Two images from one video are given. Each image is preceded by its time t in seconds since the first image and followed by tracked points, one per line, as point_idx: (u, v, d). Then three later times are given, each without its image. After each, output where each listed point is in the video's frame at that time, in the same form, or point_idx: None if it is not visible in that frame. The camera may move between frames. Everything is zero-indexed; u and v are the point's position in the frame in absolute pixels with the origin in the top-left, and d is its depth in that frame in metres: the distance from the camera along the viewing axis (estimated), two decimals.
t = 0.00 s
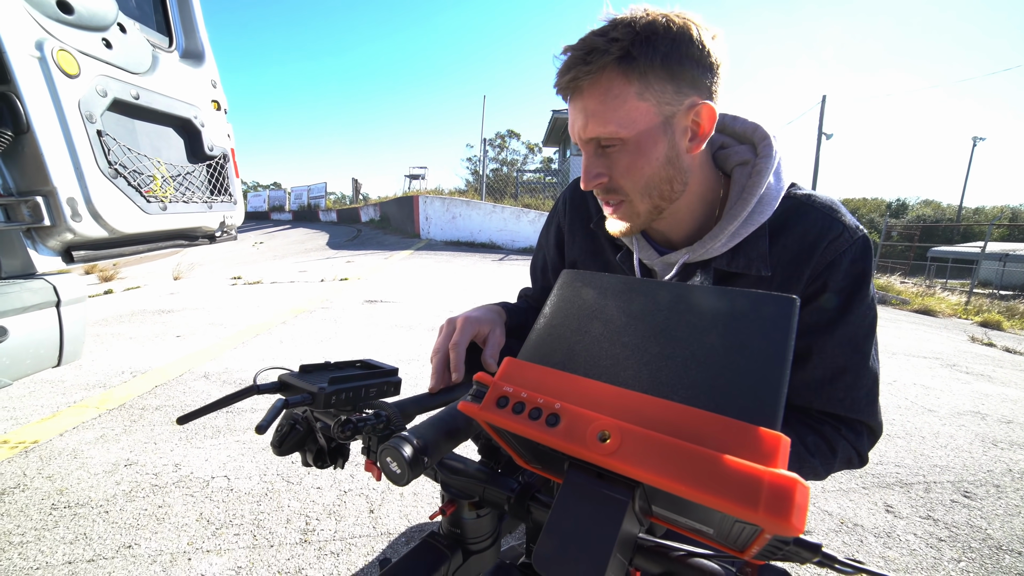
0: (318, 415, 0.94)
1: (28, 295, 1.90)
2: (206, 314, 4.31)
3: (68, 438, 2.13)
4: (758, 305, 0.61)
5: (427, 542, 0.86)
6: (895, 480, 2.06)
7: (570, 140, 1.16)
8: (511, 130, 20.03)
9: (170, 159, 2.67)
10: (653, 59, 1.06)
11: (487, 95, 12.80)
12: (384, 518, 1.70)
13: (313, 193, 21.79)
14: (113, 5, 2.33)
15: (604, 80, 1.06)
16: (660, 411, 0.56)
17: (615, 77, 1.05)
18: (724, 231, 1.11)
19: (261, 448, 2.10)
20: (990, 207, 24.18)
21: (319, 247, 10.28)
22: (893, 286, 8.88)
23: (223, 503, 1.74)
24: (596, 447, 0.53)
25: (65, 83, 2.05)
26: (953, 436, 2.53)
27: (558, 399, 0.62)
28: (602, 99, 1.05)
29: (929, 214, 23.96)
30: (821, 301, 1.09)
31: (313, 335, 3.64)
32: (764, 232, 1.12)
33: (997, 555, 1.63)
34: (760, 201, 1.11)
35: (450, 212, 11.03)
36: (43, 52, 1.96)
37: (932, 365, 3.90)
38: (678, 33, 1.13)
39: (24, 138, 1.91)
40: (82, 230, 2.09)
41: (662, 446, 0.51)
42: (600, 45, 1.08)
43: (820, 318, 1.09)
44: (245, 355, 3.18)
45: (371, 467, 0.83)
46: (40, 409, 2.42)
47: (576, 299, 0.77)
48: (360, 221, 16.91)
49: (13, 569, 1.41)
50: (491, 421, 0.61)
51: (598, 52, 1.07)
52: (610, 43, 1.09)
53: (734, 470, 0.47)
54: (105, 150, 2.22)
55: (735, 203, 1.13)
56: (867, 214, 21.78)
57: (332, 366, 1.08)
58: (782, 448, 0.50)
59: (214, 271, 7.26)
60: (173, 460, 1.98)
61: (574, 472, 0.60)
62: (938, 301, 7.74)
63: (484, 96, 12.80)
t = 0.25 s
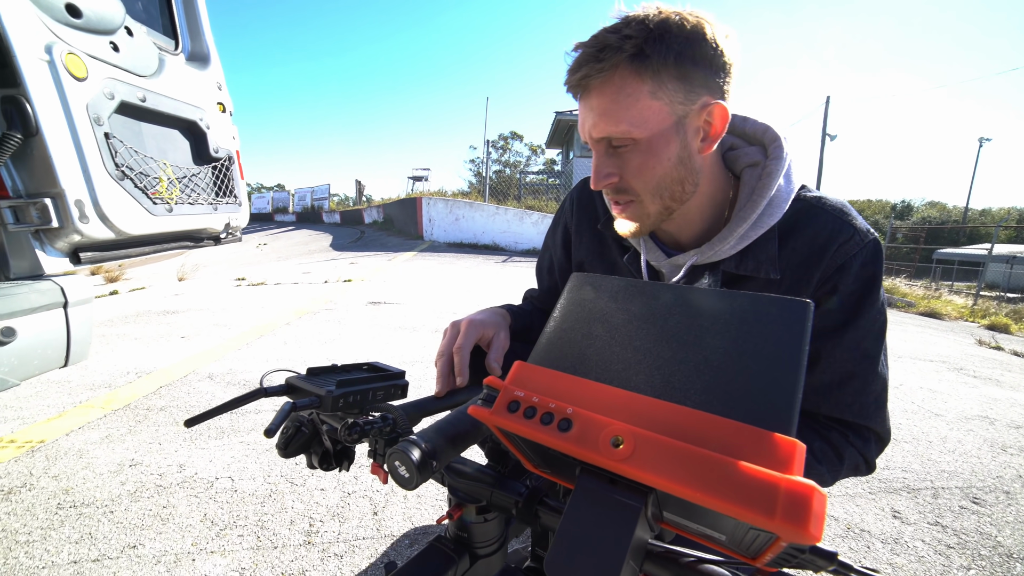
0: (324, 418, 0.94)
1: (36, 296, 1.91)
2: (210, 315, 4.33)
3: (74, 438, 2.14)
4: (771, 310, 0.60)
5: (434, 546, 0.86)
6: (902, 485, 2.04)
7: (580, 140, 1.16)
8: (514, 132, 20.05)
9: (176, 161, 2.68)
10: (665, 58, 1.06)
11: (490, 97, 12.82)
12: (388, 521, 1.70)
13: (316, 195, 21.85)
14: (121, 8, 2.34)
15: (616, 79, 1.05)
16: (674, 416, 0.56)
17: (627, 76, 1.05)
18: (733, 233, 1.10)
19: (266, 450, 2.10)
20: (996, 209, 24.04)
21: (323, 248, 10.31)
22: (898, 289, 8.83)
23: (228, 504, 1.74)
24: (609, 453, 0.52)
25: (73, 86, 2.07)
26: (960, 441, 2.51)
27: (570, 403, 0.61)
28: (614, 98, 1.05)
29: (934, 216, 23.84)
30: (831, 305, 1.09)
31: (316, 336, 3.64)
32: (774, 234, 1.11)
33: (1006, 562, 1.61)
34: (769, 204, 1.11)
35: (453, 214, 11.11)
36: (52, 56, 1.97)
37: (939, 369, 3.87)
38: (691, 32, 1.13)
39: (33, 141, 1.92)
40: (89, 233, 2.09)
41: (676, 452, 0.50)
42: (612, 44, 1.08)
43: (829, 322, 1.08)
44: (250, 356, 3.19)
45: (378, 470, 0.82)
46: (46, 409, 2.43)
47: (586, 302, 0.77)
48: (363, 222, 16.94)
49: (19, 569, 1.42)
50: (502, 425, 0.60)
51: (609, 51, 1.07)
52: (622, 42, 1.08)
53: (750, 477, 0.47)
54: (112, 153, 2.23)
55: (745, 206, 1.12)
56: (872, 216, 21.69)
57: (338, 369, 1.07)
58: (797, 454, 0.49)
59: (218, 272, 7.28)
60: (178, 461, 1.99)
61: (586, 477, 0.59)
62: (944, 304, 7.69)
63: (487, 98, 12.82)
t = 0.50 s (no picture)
0: (324, 417, 0.95)
1: (38, 293, 1.92)
2: (210, 314, 4.33)
3: (73, 435, 2.14)
4: (770, 314, 0.61)
5: (432, 544, 0.86)
6: (899, 490, 2.05)
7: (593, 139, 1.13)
8: (515, 134, 20.10)
9: (179, 159, 2.69)
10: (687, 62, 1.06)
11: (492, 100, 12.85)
12: (386, 521, 1.70)
13: (317, 195, 21.88)
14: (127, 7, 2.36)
15: (639, 79, 1.03)
16: (671, 417, 0.56)
17: (651, 76, 1.03)
18: (734, 239, 1.11)
19: (264, 449, 2.11)
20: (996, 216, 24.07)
21: (323, 249, 10.32)
22: (897, 294, 8.85)
23: (226, 503, 1.74)
24: (607, 452, 0.53)
25: (79, 84, 2.08)
26: (958, 447, 2.52)
27: (569, 404, 0.62)
28: (637, 98, 1.03)
29: (933, 222, 23.88)
30: (831, 312, 1.10)
31: (316, 336, 3.64)
32: (775, 242, 1.12)
33: (1003, 568, 1.61)
34: (772, 210, 1.11)
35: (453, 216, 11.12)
36: (58, 53, 1.99)
37: (937, 375, 3.88)
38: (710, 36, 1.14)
39: (39, 138, 1.93)
40: (92, 229, 2.10)
41: (673, 452, 0.51)
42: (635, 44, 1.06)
43: (831, 330, 1.10)
44: (249, 355, 3.19)
45: (377, 469, 0.82)
46: (46, 406, 2.44)
47: (587, 304, 0.77)
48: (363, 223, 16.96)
49: (18, 565, 1.42)
50: (502, 424, 0.61)
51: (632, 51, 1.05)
52: (644, 41, 1.07)
53: (746, 477, 0.48)
54: (116, 150, 2.25)
55: (748, 212, 1.13)
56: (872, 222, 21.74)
57: (340, 368, 1.08)
58: (792, 455, 0.50)
59: (218, 271, 7.28)
60: (177, 459, 1.99)
61: (584, 477, 0.60)
62: (943, 310, 7.70)
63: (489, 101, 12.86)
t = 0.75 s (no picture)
0: (331, 419, 0.96)
1: (49, 298, 1.94)
2: (215, 318, 4.36)
3: (82, 439, 2.16)
4: (769, 312, 0.62)
5: (439, 545, 0.87)
6: (905, 490, 2.04)
7: (625, 144, 1.05)
8: (517, 136, 20.13)
9: (185, 164, 2.71)
10: (731, 71, 1.02)
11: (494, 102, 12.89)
12: (392, 523, 1.71)
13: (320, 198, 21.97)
14: (135, 15, 2.39)
15: (689, 87, 0.98)
16: (675, 416, 0.57)
17: (699, 85, 0.98)
18: (738, 235, 1.11)
19: (270, 452, 2.12)
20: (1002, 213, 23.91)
21: (327, 252, 10.36)
22: (902, 293, 8.80)
23: (233, 506, 1.75)
24: (611, 451, 0.54)
25: (88, 91, 2.11)
26: (965, 446, 2.51)
27: (574, 404, 0.63)
28: (687, 107, 0.97)
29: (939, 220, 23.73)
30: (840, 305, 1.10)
31: (321, 339, 3.66)
32: (778, 236, 1.14)
33: (1011, 568, 1.61)
34: (773, 207, 1.13)
35: (456, 218, 11.14)
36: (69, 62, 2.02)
37: (943, 374, 3.86)
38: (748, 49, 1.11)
39: (49, 146, 1.96)
40: (101, 235, 2.13)
41: (676, 450, 0.52)
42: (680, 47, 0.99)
43: (847, 326, 1.08)
44: (254, 359, 3.21)
45: (384, 470, 0.84)
46: (54, 410, 2.46)
47: (590, 305, 0.78)
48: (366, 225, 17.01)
49: (29, 568, 1.44)
50: (507, 425, 0.62)
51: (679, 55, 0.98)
52: (700, 46, 1.00)
53: (748, 474, 0.48)
54: (124, 157, 2.27)
55: (750, 208, 1.14)
56: (876, 220, 21.62)
57: (346, 371, 1.09)
58: (793, 452, 0.50)
59: (222, 275, 7.33)
60: (184, 463, 2.01)
61: (588, 476, 0.61)
62: (949, 309, 7.65)
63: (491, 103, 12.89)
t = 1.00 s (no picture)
0: (332, 419, 0.96)
1: (50, 299, 1.95)
2: (216, 319, 4.37)
3: (84, 440, 2.17)
4: (767, 313, 0.63)
5: (440, 544, 0.88)
6: (905, 489, 2.05)
7: (659, 137, 0.99)
8: (517, 137, 20.15)
9: (185, 166, 2.72)
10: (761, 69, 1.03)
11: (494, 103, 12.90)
12: (393, 522, 1.72)
13: (320, 199, 21.99)
14: (134, 17, 2.40)
15: (728, 81, 0.96)
16: (674, 415, 0.58)
17: (739, 80, 0.97)
18: (741, 236, 1.11)
19: (271, 452, 2.13)
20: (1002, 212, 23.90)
21: (327, 253, 10.37)
22: (902, 292, 8.81)
23: (235, 506, 1.76)
24: (610, 449, 0.55)
25: (89, 94, 2.11)
26: (965, 445, 2.51)
27: (573, 402, 0.63)
28: (725, 101, 0.95)
29: (939, 219, 23.73)
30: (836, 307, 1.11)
31: (321, 340, 3.67)
32: (779, 237, 1.15)
33: (1011, 566, 1.61)
34: (775, 209, 1.13)
35: (456, 219, 11.17)
36: (68, 65, 2.03)
37: (943, 373, 3.86)
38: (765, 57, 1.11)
39: (50, 148, 1.97)
40: (102, 237, 2.14)
41: (675, 449, 0.53)
42: (715, 42, 0.97)
43: (838, 325, 1.11)
44: (255, 360, 3.22)
45: (385, 470, 0.84)
46: (56, 411, 2.47)
47: (589, 305, 0.79)
48: (366, 226, 17.02)
49: (32, 568, 1.44)
50: (508, 424, 0.63)
51: (716, 50, 0.97)
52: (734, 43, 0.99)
53: (746, 472, 0.49)
54: (124, 159, 2.28)
55: (752, 209, 1.14)
56: (877, 220, 21.61)
57: (348, 371, 1.10)
58: (790, 450, 0.51)
59: (223, 277, 7.34)
60: (185, 463, 2.02)
61: (589, 474, 0.61)
62: (949, 308, 7.65)
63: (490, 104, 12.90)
